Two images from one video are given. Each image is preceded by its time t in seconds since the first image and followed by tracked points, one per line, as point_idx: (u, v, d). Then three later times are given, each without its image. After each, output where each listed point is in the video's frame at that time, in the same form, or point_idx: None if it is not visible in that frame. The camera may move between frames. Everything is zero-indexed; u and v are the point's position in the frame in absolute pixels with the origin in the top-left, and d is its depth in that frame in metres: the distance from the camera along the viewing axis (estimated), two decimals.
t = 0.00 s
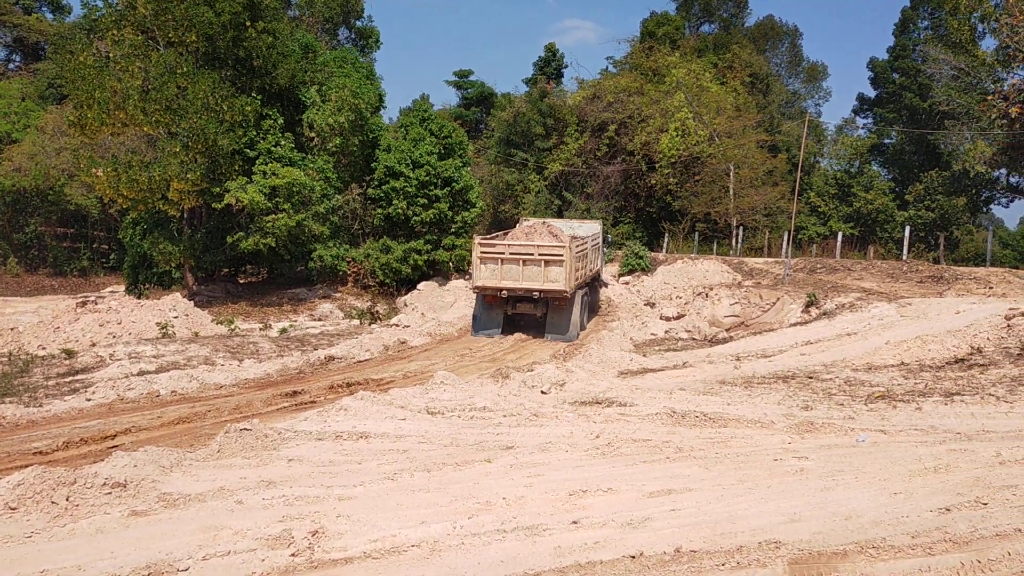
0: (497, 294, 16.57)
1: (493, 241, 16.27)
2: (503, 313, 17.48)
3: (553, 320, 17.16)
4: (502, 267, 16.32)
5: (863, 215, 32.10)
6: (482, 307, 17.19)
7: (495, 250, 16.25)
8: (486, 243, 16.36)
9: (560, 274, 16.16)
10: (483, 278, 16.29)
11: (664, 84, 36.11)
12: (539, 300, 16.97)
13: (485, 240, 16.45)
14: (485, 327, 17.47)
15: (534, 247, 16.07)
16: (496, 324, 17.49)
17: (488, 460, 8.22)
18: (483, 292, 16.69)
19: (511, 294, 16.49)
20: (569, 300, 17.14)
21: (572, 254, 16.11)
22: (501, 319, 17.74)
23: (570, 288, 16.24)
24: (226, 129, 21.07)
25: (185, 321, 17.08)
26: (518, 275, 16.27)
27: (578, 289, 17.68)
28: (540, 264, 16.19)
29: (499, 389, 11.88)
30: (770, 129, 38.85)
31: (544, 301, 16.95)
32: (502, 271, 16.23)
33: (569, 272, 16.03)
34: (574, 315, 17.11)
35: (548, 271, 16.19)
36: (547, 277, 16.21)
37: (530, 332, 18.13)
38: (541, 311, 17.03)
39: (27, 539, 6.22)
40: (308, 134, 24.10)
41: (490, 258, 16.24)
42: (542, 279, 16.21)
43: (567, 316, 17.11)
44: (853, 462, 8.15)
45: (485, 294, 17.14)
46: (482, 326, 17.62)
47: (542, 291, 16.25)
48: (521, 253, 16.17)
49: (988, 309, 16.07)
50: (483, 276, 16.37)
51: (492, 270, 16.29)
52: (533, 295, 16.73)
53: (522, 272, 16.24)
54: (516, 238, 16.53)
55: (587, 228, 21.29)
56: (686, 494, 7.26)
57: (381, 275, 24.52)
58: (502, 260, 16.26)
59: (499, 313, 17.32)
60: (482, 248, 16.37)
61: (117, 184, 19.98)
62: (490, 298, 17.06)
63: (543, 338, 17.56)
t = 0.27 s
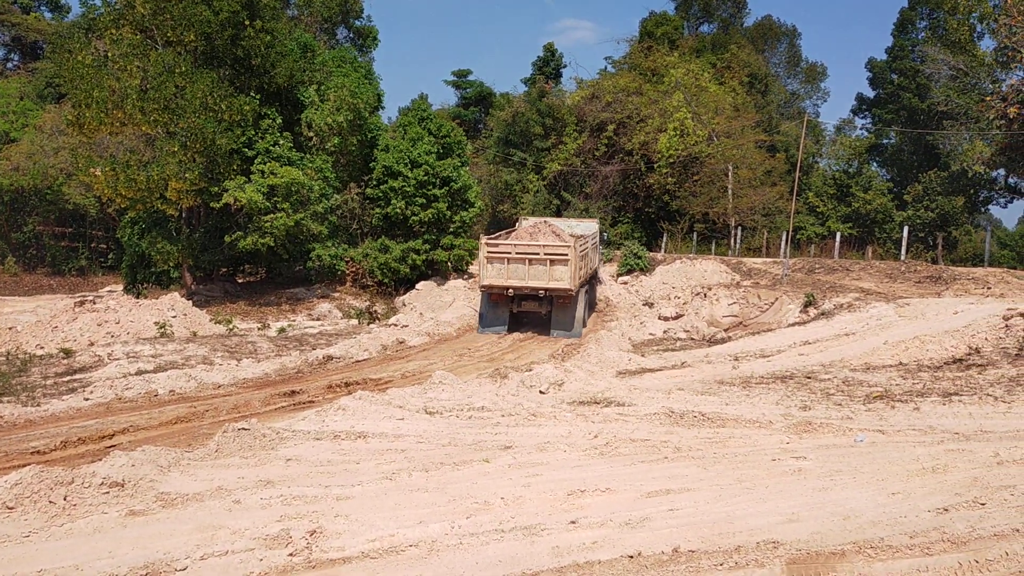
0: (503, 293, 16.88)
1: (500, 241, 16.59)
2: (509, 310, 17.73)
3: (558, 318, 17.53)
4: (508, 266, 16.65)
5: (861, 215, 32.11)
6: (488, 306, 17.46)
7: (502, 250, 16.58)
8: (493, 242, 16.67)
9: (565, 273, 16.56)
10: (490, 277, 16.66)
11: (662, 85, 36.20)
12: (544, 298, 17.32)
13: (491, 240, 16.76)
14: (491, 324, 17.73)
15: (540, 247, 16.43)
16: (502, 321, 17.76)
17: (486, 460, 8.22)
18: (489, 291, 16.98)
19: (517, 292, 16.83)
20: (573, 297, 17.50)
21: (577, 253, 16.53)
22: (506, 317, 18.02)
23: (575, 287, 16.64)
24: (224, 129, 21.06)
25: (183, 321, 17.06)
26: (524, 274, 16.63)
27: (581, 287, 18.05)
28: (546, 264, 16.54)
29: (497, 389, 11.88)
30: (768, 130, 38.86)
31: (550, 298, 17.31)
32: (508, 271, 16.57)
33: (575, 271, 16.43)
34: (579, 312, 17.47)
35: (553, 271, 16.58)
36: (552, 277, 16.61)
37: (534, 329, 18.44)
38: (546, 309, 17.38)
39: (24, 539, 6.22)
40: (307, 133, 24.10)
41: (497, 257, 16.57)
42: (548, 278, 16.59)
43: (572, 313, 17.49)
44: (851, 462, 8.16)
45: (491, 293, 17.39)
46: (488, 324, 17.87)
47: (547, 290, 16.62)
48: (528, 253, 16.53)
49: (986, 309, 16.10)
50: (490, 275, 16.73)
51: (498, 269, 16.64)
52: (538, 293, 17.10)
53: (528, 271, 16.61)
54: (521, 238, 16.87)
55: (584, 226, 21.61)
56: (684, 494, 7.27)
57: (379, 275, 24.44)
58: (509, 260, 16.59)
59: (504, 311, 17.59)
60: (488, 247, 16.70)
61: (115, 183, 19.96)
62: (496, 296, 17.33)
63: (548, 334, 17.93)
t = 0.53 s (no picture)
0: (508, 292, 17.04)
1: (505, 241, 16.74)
2: (513, 308, 18.08)
3: (562, 315, 17.82)
4: (514, 266, 16.79)
5: (861, 216, 32.14)
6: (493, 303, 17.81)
7: (508, 250, 16.72)
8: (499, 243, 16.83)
9: (570, 272, 16.71)
10: (496, 276, 16.78)
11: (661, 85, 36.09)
12: (548, 296, 17.49)
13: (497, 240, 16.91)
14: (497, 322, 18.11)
15: (545, 246, 16.59)
16: (507, 319, 18.13)
17: (485, 460, 8.23)
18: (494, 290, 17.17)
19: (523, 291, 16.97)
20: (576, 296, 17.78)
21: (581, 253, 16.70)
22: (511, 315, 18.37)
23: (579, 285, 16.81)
24: (223, 129, 21.06)
25: (182, 321, 17.05)
26: (530, 273, 16.77)
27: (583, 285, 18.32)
28: (551, 263, 16.68)
29: (496, 389, 11.89)
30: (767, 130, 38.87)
31: (553, 296, 17.53)
32: (514, 270, 16.71)
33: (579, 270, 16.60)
34: (582, 310, 17.79)
35: (558, 269, 16.72)
36: (557, 275, 16.74)
37: (537, 326, 18.78)
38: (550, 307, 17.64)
39: (23, 539, 6.22)
40: (306, 133, 24.11)
41: (503, 257, 16.71)
42: (553, 277, 16.72)
43: (575, 311, 17.78)
44: (850, 463, 8.16)
45: (496, 292, 17.64)
46: (494, 321, 18.27)
47: (552, 288, 16.76)
48: (533, 252, 16.68)
49: (985, 310, 16.11)
50: (497, 274, 16.86)
51: (504, 268, 16.77)
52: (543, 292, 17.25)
53: (533, 270, 16.75)
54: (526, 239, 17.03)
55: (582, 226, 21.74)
56: (683, 494, 7.27)
57: (378, 275, 24.42)
58: (515, 259, 16.73)
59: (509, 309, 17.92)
60: (494, 247, 16.83)
61: (114, 183, 19.95)
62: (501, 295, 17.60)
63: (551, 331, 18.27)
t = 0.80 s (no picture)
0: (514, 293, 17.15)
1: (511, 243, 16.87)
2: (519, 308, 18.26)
3: (566, 314, 18.05)
4: (520, 267, 16.87)
5: (860, 217, 32.16)
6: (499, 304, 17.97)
7: (514, 251, 16.83)
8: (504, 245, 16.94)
9: (574, 272, 16.83)
10: (502, 276, 16.84)
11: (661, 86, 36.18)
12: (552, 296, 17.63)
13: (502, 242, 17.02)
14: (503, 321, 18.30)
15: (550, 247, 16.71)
16: (513, 318, 18.32)
17: (485, 461, 8.22)
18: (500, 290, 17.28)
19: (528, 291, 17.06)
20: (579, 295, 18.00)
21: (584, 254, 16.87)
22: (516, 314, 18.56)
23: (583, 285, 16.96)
24: (224, 130, 21.06)
25: (182, 322, 17.05)
26: (535, 274, 16.87)
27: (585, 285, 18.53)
28: (556, 264, 16.80)
29: (496, 390, 11.88)
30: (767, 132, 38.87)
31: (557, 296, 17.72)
32: (519, 271, 16.80)
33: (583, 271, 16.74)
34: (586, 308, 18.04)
35: (563, 270, 16.82)
36: (562, 276, 16.84)
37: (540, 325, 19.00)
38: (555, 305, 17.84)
39: (23, 539, 6.22)
40: (306, 134, 24.11)
41: (509, 258, 16.81)
42: (558, 278, 16.82)
43: (579, 310, 18.02)
44: (850, 465, 8.16)
45: (502, 292, 17.82)
46: (500, 321, 18.44)
47: (557, 289, 16.85)
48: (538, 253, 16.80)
49: (985, 312, 16.10)
50: (503, 275, 16.91)
51: (510, 269, 16.83)
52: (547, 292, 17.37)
53: (539, 271, 16.84)
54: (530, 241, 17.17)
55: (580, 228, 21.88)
56: (683, 496, 7.27)
57: (378, 276, 24.43)
58: (521, 261, 16.83)
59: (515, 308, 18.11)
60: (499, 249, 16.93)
61: (114, 184, 19.94)
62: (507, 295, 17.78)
63: (556, 329, 18.55)
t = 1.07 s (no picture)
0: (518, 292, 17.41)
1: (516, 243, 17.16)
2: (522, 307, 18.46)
3: (569, 313, 18.26)
4: (524, 266, 17.16)
5: (860, 220, 32.19)
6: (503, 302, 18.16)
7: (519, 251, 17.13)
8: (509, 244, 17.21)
9: (578, 272, 17.12)
10: (507, 276, 17.10)
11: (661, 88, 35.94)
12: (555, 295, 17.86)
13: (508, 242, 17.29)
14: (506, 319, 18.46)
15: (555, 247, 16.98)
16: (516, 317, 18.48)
17: (485, 463, 8.22)
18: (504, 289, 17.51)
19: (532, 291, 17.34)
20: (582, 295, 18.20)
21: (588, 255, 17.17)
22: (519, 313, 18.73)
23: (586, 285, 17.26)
24: (224, 131, 21.08)
25: (182, 323, 17.05)
26: (540, 273, 17.15)
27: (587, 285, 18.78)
28: (560, 264, 17.09)
29: (497, 392, 11.89)
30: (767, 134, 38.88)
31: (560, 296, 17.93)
32: (524, 270, 17.08)
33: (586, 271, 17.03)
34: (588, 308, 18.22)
35: (567, 270, 17.10)
36: (566, 276, 17.12)
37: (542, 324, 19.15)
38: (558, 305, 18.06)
39: (23, 540, 6.21)
40: (307, 136, 24.13)
41: (515, 258, 17.11)
42: (562, 278, 17.12)
43: (581, 310, 18.20)
44: (850, 467, 8.15)
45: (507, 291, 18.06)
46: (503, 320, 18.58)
47: (561, 289, 17.14)
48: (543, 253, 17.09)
49: (985, 314, 16.10)
50: (508, 275, 17.17)
51: (515, 269, 17.12)
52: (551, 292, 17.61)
53: (543, 271, 17.11)
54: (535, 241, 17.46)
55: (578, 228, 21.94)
56: (683, 498, 7.27)
57: (378, 278, 24.45)
58: (525, 261, 17.13)
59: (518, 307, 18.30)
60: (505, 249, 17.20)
61: (115, 185, 19.94)
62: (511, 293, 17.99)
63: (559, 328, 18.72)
